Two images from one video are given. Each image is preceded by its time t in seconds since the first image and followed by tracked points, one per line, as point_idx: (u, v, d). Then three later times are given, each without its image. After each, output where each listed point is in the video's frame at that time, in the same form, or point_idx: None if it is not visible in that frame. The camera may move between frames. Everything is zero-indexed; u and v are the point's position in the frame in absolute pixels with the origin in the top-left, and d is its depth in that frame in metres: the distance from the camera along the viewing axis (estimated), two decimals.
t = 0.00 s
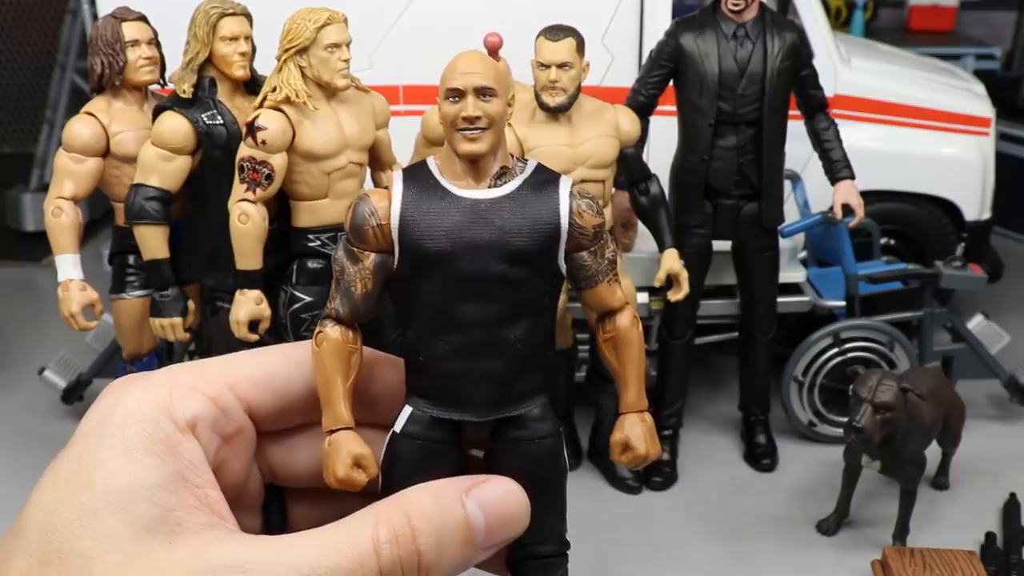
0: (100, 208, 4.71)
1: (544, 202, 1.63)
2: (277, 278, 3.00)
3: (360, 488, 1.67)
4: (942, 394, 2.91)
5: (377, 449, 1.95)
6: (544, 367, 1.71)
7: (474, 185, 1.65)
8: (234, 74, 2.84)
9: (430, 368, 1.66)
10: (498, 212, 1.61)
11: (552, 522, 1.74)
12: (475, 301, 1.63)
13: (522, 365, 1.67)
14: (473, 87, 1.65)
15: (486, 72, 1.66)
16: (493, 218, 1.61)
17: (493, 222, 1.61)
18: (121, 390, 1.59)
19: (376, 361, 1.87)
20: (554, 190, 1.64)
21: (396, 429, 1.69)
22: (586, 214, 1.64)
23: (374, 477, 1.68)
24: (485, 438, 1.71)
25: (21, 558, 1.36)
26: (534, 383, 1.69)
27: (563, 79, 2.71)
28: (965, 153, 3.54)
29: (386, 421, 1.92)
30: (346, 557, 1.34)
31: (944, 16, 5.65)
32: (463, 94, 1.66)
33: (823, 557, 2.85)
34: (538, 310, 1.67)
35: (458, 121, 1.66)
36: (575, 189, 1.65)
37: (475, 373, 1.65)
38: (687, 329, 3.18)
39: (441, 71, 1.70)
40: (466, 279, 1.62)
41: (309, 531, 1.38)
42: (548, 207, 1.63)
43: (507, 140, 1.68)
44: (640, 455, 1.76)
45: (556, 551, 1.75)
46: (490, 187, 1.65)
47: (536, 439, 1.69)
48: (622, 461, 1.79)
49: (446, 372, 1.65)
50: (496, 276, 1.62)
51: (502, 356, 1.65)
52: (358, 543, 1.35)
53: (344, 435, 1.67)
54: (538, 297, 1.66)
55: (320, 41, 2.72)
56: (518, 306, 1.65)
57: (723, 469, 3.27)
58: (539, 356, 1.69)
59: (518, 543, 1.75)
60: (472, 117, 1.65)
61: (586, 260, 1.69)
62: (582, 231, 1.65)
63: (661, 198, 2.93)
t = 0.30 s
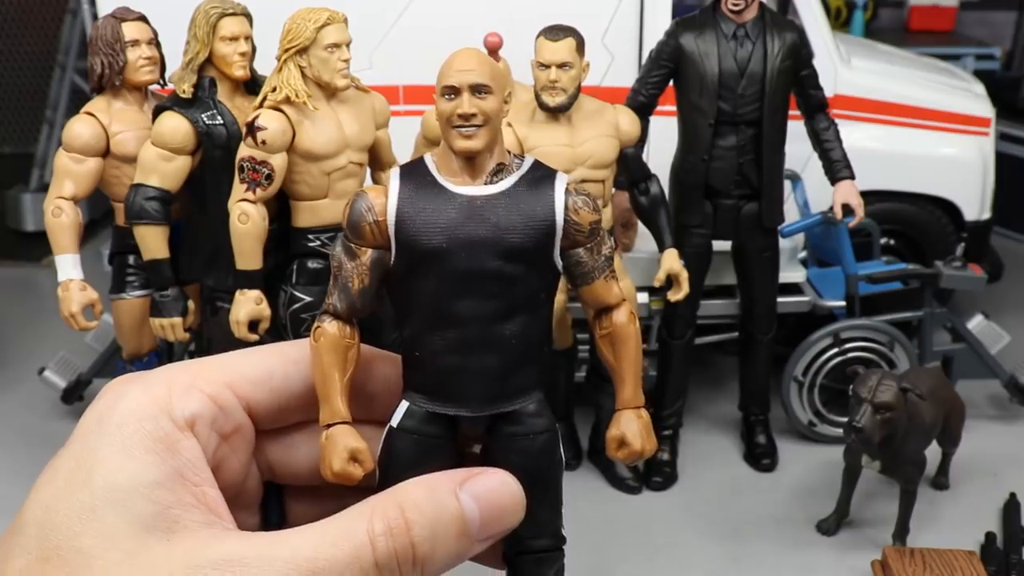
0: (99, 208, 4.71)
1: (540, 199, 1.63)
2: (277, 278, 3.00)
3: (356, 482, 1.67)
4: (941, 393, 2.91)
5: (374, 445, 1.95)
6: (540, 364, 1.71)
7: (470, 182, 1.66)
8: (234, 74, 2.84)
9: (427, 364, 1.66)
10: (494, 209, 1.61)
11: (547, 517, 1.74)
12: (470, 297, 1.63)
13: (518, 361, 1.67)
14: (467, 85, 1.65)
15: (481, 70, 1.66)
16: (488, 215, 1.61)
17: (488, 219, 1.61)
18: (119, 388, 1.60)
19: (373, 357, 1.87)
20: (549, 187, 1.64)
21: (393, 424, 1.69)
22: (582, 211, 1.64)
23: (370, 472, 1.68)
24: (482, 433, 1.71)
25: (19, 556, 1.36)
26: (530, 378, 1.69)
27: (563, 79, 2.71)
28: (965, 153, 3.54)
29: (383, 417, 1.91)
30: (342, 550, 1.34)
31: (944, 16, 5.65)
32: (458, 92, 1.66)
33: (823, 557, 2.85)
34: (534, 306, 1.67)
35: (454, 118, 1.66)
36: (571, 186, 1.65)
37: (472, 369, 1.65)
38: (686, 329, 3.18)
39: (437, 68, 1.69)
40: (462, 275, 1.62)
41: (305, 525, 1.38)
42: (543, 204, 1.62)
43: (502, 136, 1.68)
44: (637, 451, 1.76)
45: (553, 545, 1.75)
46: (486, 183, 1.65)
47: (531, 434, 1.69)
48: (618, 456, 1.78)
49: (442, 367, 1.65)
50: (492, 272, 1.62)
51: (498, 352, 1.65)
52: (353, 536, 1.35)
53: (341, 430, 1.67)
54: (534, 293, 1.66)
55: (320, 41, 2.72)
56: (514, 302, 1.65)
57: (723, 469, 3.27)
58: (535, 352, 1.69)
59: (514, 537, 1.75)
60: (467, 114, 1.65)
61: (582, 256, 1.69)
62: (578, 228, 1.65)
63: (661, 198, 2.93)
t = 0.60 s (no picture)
0: (99, 208, 4.71)
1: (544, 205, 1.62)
2: (277, 277, 3.00)
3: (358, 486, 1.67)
4: (943, 396, 2.91)
5: (376, 449, 1.95)
6: (544, 368, 1.71)
7: (474, 186, 1.65)
8: (234, 74, 2.84)
9: (431, 369, 1.66)
10: (498, 215, 1.61)
11: (549, 521, 1.74)
12: (474, 302, 1.63)
13: (522, 365, 1.67)
14: (472, 89, 1.65)
15: (486, 74, 1.66)
16: (493, 221, 1.61)
17: (493, 225, 1.61)
18: (123, 390, 1.60)
19: (376, 360, 1.87)
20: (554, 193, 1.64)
21: (396, 429, 1.69)
22: (587, 217, 1.64)
23: (373, 476, 1.68)
24: (485, 439, 1.71)
25: (21, 558, 1.36)
26: (534, 383, 1.69)
27: (563, 79, 2.71)
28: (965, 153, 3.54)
29: (385, 420, 1.92)
30: (344, 555, 1.34)
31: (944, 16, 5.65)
32: (463, 96, 1.66)
33: (824, 558, 2.85)
34: (538, 312, 1.67)
35: (458, 122, 1.66)
36: (575, 192, 1.65)
37: (476, 375, 1.65)
38: (686, 329, 3.18)
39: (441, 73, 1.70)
40: (466, 281, 1.62)
41: (309, 529, 1.38)
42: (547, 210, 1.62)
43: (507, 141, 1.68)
44: (638, 459, 1.76)
45: (554, 551, 1.76)
46: (490, 188, 1.64)
47: (535, 440, 1.69)
48: (620, 463, 1.79)
49: (446, 372, 1.65)
50: (496, 278, 1.62)
51: (501, 357, 1.65)
52: (355, 541, 1.35)
53: (344, 433, 1.67)
54: (538, 299, 1.66)
55: (320, 41, 2.72)
56: (518, 308, 1.65)
57: (724, 470, 3.27)
58: (539, 357, 1.69)
59: (516, 543, 1.75)
60: (472, 118, 1.65)
61: (587, 262, 1.69)
62: (582, 233, 1.65)
63: (661, 198, 2.93)
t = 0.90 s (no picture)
0: (99, 208, 4.71)
1: (545, 202, 1.63)
2: (277, 278, 3.00)
3: (358, 485, 1.67)
4: (941, 394, 2.91)
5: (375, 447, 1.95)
6: (545, 366, 1.71)
7: (475, 184, 1.65)
8: (234, 74, 2.85)
9: (431, 367, 1.66)
10: (499, 212, 1.61)
11: (549, 519, 1.74)
12: (474, 300, 1.63)
13: (522, 364, 1.67)
14: (473, 86, 1.66)
15: (487, 70, 1.66)
16: (493, 218, 1.61)
17: (494, 223, 1.61)
18: (120, 389, 1.59)
19: (375, 358, 1.87)
20: (554, 190, 1.64)
21: (395, 426, 1.69)
22: (588, 214, 1.64)
23: (372, 475, 1.68)
24: (485, 438, 1.71)
25: (20, 557, 1.36)
26: (534, 382, 1.69)
27: (563, 79, 2.71)
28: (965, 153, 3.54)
29: (384, 418, 1.92)
30: (343, 553, 1.34)
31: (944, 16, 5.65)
32: (464, 93, 1.66)
33: (823, 558, 2.85)
34: (538, 310, 1.67)
35: (460, 119, 1.66)
36: (576, 189, 1.65)
37: (476, 372, 1.65)
38: (686, 329, 3.18)
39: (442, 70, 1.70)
40: (467, 278, 1.61)
41: (308, 528, 1.38)
42: (548, 207, 1.62)
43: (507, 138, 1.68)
44: (639, 456, 1.76)
45: (554, 549, 1.75)
46: (491, 186, 1.65)
47: (536, 438, 1.69)
48: (621, 460, 1.79)
49: (447, 370, 1.65)
50: (496, 276, 1.62)
51: (501, 355, 1.65)
52: (356, 539, 1.35)
53: (344, 432, 1.67)
54: (538, 296, 1.66)
55: (320, 41, 2.72)
56: (519, 306, 1.65)
57: (723, 470, 3.27)
58: (539, 355, 1.69)
59: (516, 540, 1.75)
60: (473, 115, 1.65)
61: (587, 260, 1.69)
62: (584, 231, 1.65)
63: (661, 199, 2.94)
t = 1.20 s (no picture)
0: (99, 208, 4.71)
1: (542, 201, 1.63)
2: (277, 277, 3.00)
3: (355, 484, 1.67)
4: (940, 393, 2.91)
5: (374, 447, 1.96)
6: (542, 366, 1.71)
7: (472, 183, 1.66)
8: (234, 75, 2.85)
9: (428, 366, 1.66)
10: (496, 212, 1.61)
11: (547, 519, 1.73)
12: (472, 300, 1.63)
13: (519, 363, 1.67)
14: (470, 86, 1.65)
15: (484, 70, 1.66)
16: (490, 218, 1.61)
17: (491, 222, 1.61)
18: (119, 389, 1.59)
19: (373, 357, 1.87)
20: (551, 189, 1.64)
21: (393, 426, 1.69)
22: (584, 213, 1.65)
23: (369, 473, 1.68)
24: (483, 437, 1.71)
25: (19, 557, 1.36)
26: (531, 381, 1.70)
27: (563, 79, 2.71)
28: (965, 153, 3.54)
29: (383, 417, 1.92)
30: (342, 553, 1.34)
31: (944, 16, 5.65)
32: (461, 92, 1.66)
33: (824, 558, 2.85)
34: (535, 310, 1.67)
35: (456, 120, 1.66)
36: (572, 188, 1.65)
37: (474, 371, 1.65)
38: (686, 329, 3.17)
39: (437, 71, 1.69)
40: (464, 278, 1.61)
41: (307, 527, 1.38)
42: (545, 207, 1.62)
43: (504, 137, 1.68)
44: (636, 455, 1.76)
45: (552, 549, 1.75)
46: (488, 185, 1.65)
47: (531, 436, 1.69)
48: (618, 459, 1.79)
49: (444, 370, 1.65)
50: (493, 275, 1.62)
51: (499, 355, 1.65)
52: (354, 538, 1.35)
53: (341, 430, 1.67)
54: (535, 296, 1.66)
55: (320, 41, 2.72)
56: (516, 305, 1.65)
57: (723, 470, 3.27)
58: (537, 354, 1.70)
59: (514, 541, 1.75)
60: (469, 115, 1.65)
61: (583, 259, 1.69)
62: (580, 230, 1.65)
63: (660, 198, 2.94)
